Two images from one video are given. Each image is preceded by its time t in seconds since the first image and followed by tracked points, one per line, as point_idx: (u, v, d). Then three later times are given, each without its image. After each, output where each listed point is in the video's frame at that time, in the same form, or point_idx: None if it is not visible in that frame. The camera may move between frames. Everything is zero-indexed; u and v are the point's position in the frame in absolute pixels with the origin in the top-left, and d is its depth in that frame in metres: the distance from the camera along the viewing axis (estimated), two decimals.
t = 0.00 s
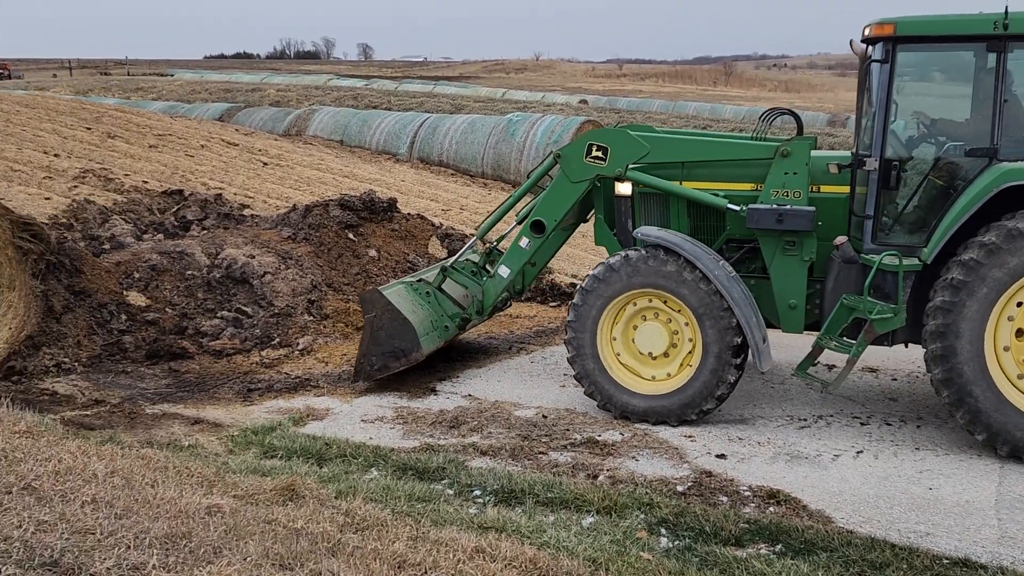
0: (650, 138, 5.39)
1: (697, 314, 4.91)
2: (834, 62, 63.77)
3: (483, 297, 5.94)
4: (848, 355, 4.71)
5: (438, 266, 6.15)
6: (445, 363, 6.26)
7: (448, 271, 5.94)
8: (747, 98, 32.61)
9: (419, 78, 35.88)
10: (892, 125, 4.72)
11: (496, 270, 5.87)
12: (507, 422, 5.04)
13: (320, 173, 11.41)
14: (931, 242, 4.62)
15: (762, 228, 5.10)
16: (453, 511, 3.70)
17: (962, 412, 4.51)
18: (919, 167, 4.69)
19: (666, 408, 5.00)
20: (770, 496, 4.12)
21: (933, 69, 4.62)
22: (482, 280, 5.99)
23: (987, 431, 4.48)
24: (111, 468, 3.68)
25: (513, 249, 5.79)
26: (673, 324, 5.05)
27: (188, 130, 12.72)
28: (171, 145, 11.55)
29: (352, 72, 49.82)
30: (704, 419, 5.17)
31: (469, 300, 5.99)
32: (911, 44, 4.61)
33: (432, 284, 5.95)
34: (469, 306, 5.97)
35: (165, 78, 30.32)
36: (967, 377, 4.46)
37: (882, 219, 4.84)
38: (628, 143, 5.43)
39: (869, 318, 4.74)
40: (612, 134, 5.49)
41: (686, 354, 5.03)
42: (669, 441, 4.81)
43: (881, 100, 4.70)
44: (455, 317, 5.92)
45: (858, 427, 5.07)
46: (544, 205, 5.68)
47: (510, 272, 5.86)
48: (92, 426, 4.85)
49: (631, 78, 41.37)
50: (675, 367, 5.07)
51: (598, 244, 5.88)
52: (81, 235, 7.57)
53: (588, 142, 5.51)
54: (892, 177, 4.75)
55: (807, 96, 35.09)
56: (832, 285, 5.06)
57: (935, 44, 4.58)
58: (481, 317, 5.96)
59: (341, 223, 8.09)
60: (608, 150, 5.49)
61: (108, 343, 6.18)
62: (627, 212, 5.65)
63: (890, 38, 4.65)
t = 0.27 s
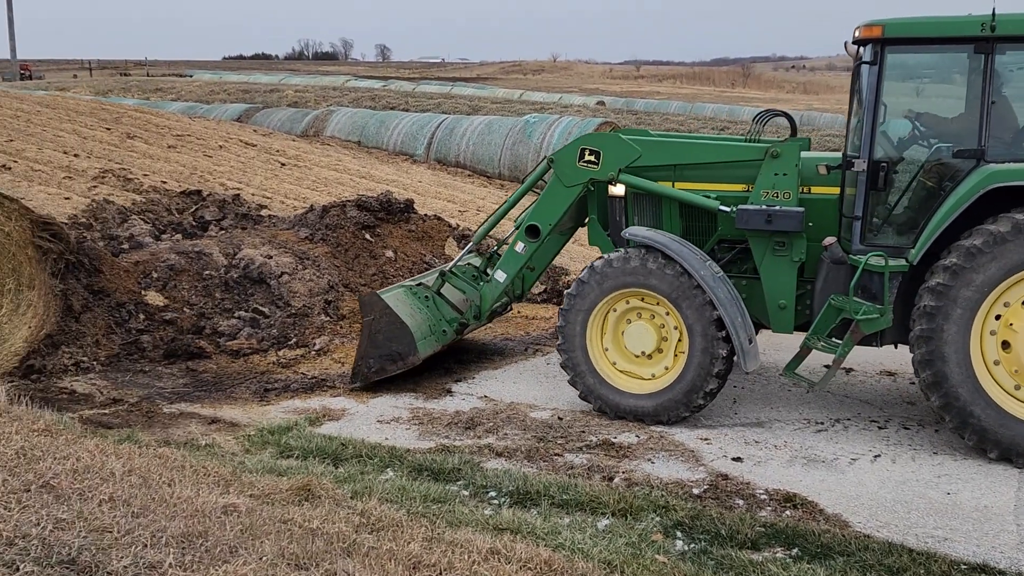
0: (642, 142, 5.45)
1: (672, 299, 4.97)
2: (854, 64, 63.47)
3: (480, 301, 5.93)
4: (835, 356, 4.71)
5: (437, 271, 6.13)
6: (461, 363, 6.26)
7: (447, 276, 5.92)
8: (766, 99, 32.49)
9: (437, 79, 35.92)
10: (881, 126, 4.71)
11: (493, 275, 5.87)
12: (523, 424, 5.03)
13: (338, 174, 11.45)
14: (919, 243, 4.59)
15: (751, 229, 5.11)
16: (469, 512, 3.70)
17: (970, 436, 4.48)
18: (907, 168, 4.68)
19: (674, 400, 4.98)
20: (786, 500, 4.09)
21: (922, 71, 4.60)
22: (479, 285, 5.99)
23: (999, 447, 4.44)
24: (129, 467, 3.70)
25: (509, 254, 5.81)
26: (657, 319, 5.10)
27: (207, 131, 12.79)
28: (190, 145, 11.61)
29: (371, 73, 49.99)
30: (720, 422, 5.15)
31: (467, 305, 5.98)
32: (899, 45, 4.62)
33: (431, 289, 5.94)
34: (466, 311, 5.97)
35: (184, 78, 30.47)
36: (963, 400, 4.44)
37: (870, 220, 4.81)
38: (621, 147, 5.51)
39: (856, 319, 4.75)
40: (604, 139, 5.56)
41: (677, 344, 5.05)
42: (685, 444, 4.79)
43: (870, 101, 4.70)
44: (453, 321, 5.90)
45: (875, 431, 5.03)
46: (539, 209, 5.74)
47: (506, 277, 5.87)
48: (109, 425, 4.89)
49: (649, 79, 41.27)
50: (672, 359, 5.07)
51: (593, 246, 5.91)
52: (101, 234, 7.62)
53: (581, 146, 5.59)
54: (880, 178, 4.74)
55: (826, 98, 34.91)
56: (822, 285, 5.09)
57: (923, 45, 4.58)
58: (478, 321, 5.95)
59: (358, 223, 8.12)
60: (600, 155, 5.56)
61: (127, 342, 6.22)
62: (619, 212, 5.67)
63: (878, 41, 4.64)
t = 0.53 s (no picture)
0: (633, 143, 5.51)
1: (649, 289, 5.05)
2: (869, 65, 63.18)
3: (476, 301, 6.02)
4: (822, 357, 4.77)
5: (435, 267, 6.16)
6: (473, 364, 6.27)
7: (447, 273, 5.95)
8: (781, 101, 32.37)
9: (450, 79, 35.91)
10: (869, 126, 4.72)
11: (488, 274, 5.95)
12: (535, 424, 5.03)
13: (352, 174, 11.47)
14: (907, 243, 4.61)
15: (740, 229, 5.15)
16: (480, 512, 3.70)
17: (979, 451, 4.49)
18: (894, 169, 4.70)
19: (677, 387, 4.99)
20: (799, 502, 4.08)
21: (910, 72, 4.63)
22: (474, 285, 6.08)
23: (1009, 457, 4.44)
24: (142, 465, 3.72)
25: (504, 255, 5.88)
26: (643, 315, 5.15)
27: (221, 131, 12.83)
28: (204, 145, 11.66)
29: (386, 73, 50.02)
30: (733, 423, 5.14)
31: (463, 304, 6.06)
32: (887, 46, 4.63)
33: (430, 287, 5.97)
34: (462, 310, 6.05)
35: (199, 79, 30.56)
36: (964, 417, 4.47)
37: (859, 219, 4.83)
38: (614, 148, 5.56)
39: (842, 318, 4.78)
40: (597, 140, 5.63)
41: (666, 335, 5.09)
42: (697, 446, 4.78)
43: (858, 101, 4.71)
44: (448, 320, 5.96)
45: (889, 433, 5.01)
46: (533, 210, 5.78)
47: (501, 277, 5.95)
48: (124, 423, 4.91)
49: (663, 80, 41.18)
50: (666, 349, 5.10)
51: (586, 244, 5.98)
52: (115, 234, 7.66)
53: (574, 147, 5.64)
54: (868, 178, 4.75)
55: (842, 99, 34.76)
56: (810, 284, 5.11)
57: (910, 47, 4.58)
58: (473, 321, 6.02)
59: (371, 223, 8.15)
60: (593, 156, 5.61)
61: (141, 341, 6.24)
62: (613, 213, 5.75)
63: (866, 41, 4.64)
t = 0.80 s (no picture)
0: (626, 143, 5.56)
1: (628, 282, 5.12)
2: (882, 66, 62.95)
3: (473, 301, 6.05)
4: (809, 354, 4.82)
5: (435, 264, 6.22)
6: (483, 364, 6.27)
7: (447, 269, 6.00)
8: (793, 102, 32.27)
9: (461, 81, 35.92)
10: (859, 128, 4.74)
11: (484, 274, 5.99)
12: (545, 425, 5.03)
13: (363, 174, 11.49)
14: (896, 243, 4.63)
15: (731, 228, 5.20)
16: (491, 513, 3.70)
17: (989, 461, 4.48)
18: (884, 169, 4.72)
19: (677, 372, 4.99)
20: (810, 504, 4.07)
21: (899, 73, 4.64)
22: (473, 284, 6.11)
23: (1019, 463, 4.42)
24: (154, 464, 3.73)
25: (500, 254, 5.91)
26: (632, 313, 5.21)
27: (233, 131, 12.87)
28: (216, 145, 11.69)
29: (397, 73, 50.06)
30: (744, 425, 5.13)
31: (460, 303, 6.09)
32: (877, 47, 4.64)
33: (431, 282, 6.00)
34: (459, 309, 6.08)
35: (211, 79, 30.64)
36: (965, 430, 4.47)
37: (849, 219, 4.85)
38: (607, 148, 5.61)
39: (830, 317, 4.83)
40: (591, 140, 5.68)
41: (655, 325, 5.13)
42: (708, 447, 4.77)
43: (848, 102, 4.72)
44: (444, 318, 6.00)
45: (901, 436, 4.99)
46: (528, 210, 5.83)
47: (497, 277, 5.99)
48: (135, 422, 4.93)
49: (675, 81, 41.11)
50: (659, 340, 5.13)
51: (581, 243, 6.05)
52: (128, 233, 7.69)
53: (569, 148, 5.69)
54: (858, 179, 4.78)
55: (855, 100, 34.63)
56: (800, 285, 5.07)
57: (900, 48, 4.60)
58: (468, 320, 6.06)
59: (382, 224, 8.17)
60: (587, 156, 5.66)
61: (152, 340, 6.27)
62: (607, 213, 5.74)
63: (855, 43, 4.66)
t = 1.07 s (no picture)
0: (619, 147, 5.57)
1: (611, 280, 5.17)
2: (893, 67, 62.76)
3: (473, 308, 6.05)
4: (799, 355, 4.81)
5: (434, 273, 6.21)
6: (492, 365, 6.27)
7: (446, 278, 5.99)
8: (803, 103, 32.18)
9: (471, 81, 35.93)
10: (848, 128, 4.80)
11: (482, 281, 5.99)
12: (554, 426, 5.03)
13: (372, 175, 11.50)
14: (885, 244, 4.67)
15: (723, 229, 5.22)
16: (499, 513, 3.70)
17: (1000, 465, 4.46)
18: (874, 169, 4.78)
19: (673, 359, 5.01)
20: (819, 506, 4.06)
21: (889, 74, 4.69)
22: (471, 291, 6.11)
23: None
24: (163, 463, 3.74)
25: (497, 261, 5.94)
26: (620, 311, 5.25)
27: (243, 131, 12.90)
28: (226, 145, 11.72)
29: (407, 74, 50.10)
30: (752, 426, 5.12)
31: (460, 310, 6.08)
32: (866, 49, 4.69)
33: (430, 290, 6.00)
34: (458, 316, 6.07)
35: (222, 80, 30.73)
36: (969, 439, 4.48)
37: (840, 219, 4.91)
38: (599, 152, 5.62)
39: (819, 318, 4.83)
40: (583, 145, 5.69)
41: (644, 318, 5.16)
42: (716, 449, 4.76)
43: (838, 103, 4.78)
44: (444, 326, 6.00)
45: (910, 438, 4.97)
46: (524, 216, 5.84)
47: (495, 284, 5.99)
48: (145, 421, 4.94)
49: (685, 82, 41.04)
50: (651, 331, 5.16)
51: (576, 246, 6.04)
52: (138, 233, 7.72)
53: (562, 153, 5.71)
54: (848, 179, 4.83)
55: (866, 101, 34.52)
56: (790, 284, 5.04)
57: (889, 49, 4.65)
58: (468, 327, 6.06)
59: (391, 224, 8.19)
60: (580, 161, 5.68)
61: (162, 339, 6.29)
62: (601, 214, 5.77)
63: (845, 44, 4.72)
